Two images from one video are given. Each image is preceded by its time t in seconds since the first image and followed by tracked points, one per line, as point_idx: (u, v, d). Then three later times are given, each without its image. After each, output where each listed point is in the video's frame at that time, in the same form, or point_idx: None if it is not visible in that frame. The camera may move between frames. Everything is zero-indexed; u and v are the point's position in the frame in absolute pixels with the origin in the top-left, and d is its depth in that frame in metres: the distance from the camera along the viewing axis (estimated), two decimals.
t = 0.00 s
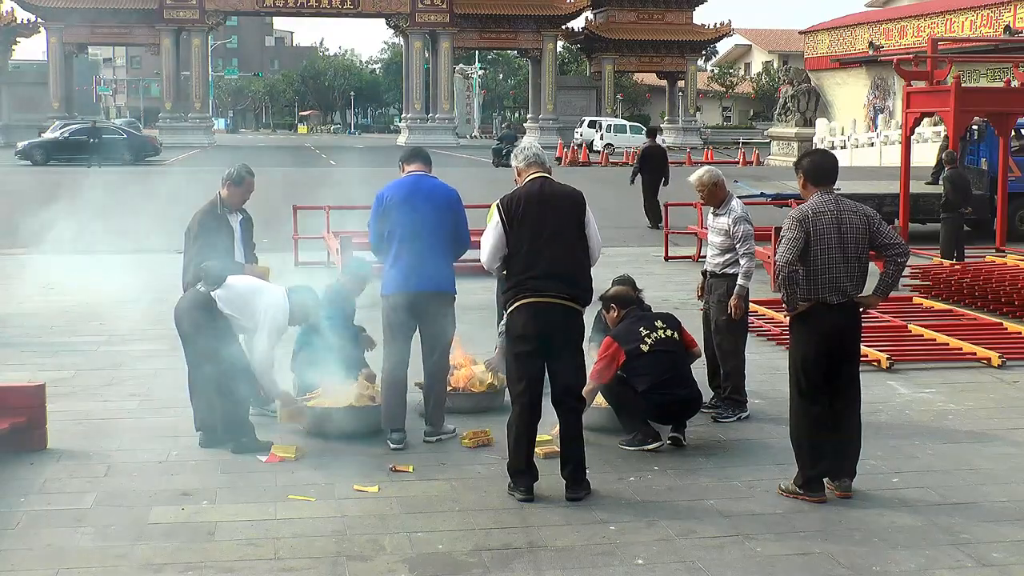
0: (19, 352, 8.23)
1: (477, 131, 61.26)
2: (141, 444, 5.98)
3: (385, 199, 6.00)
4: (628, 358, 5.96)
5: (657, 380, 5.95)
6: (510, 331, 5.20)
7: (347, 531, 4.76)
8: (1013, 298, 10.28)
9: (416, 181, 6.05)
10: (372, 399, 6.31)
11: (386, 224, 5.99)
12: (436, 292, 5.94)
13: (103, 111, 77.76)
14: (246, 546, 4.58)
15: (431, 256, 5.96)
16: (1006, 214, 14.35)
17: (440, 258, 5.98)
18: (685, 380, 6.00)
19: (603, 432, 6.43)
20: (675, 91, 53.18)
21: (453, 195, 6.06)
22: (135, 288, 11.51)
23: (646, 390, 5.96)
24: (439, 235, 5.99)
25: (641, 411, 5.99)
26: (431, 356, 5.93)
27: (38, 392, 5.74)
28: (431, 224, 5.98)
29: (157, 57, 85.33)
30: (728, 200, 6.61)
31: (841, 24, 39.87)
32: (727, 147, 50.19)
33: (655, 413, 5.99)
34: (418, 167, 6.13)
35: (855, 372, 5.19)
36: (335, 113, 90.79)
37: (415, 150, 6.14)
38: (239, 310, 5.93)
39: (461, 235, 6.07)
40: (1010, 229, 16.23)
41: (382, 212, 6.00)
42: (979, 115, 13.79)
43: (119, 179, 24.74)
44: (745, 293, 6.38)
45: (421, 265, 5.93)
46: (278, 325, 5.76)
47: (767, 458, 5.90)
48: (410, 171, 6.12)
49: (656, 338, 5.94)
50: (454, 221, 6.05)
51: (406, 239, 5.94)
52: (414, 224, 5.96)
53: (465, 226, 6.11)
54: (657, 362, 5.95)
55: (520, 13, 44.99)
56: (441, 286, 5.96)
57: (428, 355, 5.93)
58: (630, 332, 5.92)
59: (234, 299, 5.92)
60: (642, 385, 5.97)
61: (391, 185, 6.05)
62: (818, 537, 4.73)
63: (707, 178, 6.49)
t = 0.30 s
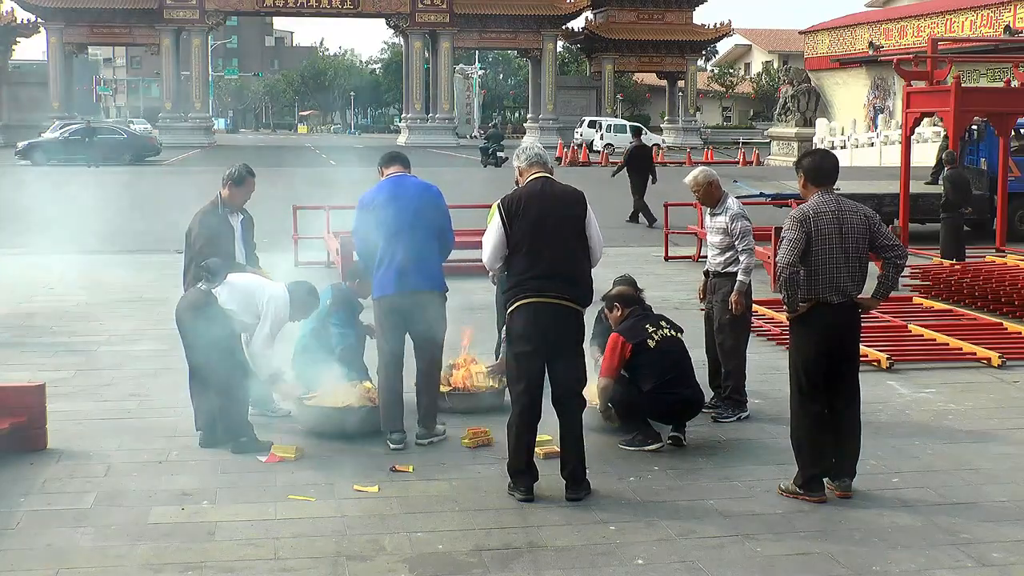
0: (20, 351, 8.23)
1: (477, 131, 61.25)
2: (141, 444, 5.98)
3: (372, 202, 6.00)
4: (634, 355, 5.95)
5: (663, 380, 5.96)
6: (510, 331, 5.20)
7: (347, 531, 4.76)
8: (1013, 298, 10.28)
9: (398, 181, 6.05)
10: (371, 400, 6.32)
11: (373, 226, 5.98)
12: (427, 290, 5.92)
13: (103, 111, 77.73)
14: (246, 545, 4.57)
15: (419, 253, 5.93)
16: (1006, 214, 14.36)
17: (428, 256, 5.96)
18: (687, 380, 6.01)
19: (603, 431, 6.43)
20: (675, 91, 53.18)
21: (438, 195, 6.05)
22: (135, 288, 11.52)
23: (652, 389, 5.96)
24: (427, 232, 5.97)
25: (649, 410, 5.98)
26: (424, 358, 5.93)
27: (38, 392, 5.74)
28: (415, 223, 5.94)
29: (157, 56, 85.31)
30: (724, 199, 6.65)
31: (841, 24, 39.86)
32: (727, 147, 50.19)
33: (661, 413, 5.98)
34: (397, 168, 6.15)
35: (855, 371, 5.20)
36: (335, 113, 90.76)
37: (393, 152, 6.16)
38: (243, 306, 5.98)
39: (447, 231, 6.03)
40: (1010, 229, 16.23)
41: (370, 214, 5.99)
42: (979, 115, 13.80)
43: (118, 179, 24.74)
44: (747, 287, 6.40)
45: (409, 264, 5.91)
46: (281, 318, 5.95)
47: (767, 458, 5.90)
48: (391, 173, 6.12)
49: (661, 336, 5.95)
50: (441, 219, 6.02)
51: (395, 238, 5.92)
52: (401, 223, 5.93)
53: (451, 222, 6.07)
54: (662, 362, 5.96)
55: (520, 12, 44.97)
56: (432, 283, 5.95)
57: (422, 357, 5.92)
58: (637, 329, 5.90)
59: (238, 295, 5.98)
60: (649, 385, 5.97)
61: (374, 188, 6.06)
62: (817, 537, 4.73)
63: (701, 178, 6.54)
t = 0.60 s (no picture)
0: (19, 352, 8.23)
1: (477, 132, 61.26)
2: (141, 444, 5.98)
3: (364, 205, 5.99)
4: (633, 356, 5.97)
5: (663, 378, 5.95)
6: (510, 331, 5.20)
7: (347, 531, 4.76)
8: (1013, 298, 10.28)
9: (390, 183, 6.03)
10: (369, 401, 6.32)
11: (367, 230, 5.96)
12: (424, 289, 5.88)
13: (102, 110, 77.74)
14: (246, 545, 4.57)
15: (415, 252, 5.90)
16: (1006, 214, 14.35)
17: (424, 255, 5.93)
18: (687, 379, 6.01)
19: (603, 431, 6.42)
20: (675, 91, 53.20)
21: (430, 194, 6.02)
22: (134, 288, 11.52)
23: (653, 390, 5.96)
24: (422, 231, 5.93)
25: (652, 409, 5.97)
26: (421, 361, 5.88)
27: (38, 392, 5.74)
28: (410, 221, 5.92)
29: (157, 56, 85.34)
30: (720, 199, 6.70)
31: (841, 24, 39.86)
32: (727, 147, 50.17)
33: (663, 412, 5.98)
34: (391, 170, 6.13)
35: (857, 368, 5.19)
36: (336, 114, 90.78)
37: (389, 155, 6.14)
38: (244, 307, 5.97)
39: (442, 227, 6.01)
40: (1010, 229, 16.23)
41: (363, 218, 5.98)
42: (979, 115, 13.79)
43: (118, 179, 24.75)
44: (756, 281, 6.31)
45: (406, 264, 5.88)
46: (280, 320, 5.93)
47: (766, 458, 5.90)
48: (383, 175, 6.11)
49: (660, 336, 5.96)
50: (434, 216, 5.99)
51: (390, 237, 5.90)
52: (395, 223, 5.90)
53: (445, 223, 6.05)
54: (663, 361, 5.95)
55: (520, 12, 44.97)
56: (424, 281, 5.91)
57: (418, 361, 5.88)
58: (637, 329, 5.92)
59: (238, 296, 5.96)
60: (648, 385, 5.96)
61: (367, 191, 6.06)
62: (817, 537, 4.73)
63: (695, 180, 6.61)
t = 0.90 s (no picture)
0: (18, 351, 8.23)
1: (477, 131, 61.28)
2: (140, 444, 5.98)
3: (368, 206, 5.98)
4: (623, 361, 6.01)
5: (655, 380, 5.97)
6: (509, 331, 5.20)
7: (346, 531, 4.76)
8: (1013, 298, 10.28)
9: (395, 184, 6.02)
10: (367, 400, 6.31)
11: (368, 230, 5.96)
12: (423, 291, 5.83)
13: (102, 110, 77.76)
14: (246, 546, 4.57)
15: (414, 255, 5.87)
16: (1005, 214, 14.36)
17: (424, 256, 5.90)
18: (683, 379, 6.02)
19: (604, 432, 6.42)
20: (675, 91, 53.21)
21: (434, 195, 6.01)
22: (135, 288, 11.51)
23: (645, 391, 5.97)
24: (424, 233, 5.92)
25: (646, 410, 5.98)
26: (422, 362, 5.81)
27: (37, 392, 5.74)
28: (411, 223, 5.90)
29: (157, 56, 85.33)
30: (725, 199, 6.67)
31: (841, 24, 39.87)
32: (728, 147, 50.18)
33: (656, 415, 5.98)
34: (401, 169, 6.10)
35: (856, 367, 5.19)
36: (336, 114, 90.79)
37: (398, 154, 6.11)
38: (245, 305, 6.02)
39: (444, 229, 5.98)
40: (1010, 229, 16.22)
41: (365, 218, 5.98)
42: (979, 116, 13.79)
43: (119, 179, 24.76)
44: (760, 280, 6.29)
45: (405, 267, 5.85)
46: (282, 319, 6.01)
47: (766, 458, 5.90)
48: (391, 175, 6.09)
49: (649, 339, 5.95)
50: (437, 218, 5.97)
51: (390, 239, 5.90)
52: (395, 225, 5.89)
53: (447, 223, 6.01)
54: (656, 363, 5.96)
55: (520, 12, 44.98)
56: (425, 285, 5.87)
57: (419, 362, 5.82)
58: (625, 336, 5.97)
59: (239, 295, 6.01)
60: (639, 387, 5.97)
61: (372, 190, 6.05)
62: (817, 537, 4.73)
63: (701, 180, 6.57)
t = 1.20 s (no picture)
0: (19, 351, 8.23)
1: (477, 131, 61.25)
2: (142, 444, 5.98)
3: (382, 205, 5.90)
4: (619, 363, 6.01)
5: (654, 379, 5.95)
6: (508, 331, 5.21)
7: (346, 531, 4.77)
8: (1012, 298, 10.28)
9: (411, 185, 5.88)
10: (369, 400, 6.30)
11: (379, 230, 5.89)
12: (424, 300, 5.74)
13: (102, 110, 77.73)
14: (246, 546, 4.57)
15: (419, 261, 5.76)
16: (1005, 214, 14.36)
17: (431, 264, 5.78)
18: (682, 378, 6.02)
19: (604, 432, 6.42)
20: (675, 91, 53.22)
21: (449, 198, 5.86)
22: (134, 288, 11.51)
23: (643, 391, 5.95)
24: (432, 238, 5.79)
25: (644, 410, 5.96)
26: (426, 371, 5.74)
27: (38, 392, 5.73)
28: (418, 227, 5.77)
29: (157, 56, 85.37)
30: (740, 200, 6.69)
31: (841, 24, 39.87)
32: (728, 147, 50.18)
33: (654, 415, 5.96)
34: (424, 171, 5.91)
35: (857, 366, 5.19)
36: (335, 114, 90.76)
37: (422, 155, 5.94)
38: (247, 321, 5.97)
39: (454, 237, 5.84)
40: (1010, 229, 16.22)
41: (378, 219, 5.91)
42: (979, 116, 13.78)
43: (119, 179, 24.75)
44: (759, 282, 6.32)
45: (409, 271, 5.75)
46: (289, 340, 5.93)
47: (766, 458, 5.90)
48: (415, 176, 5.93)
49: (649, 338, 5.95)
50: (448, 222, 5.82)
51: (396, 244, 5.79)
52: (402, 228, 5.78)
53: (459, 230, 5.86)
54: (655, 363, 5.96)
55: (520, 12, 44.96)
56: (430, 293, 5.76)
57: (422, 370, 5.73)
58: (623, 336, 5.97)
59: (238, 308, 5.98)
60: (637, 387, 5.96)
61: (389, 192, 5.94)
62: (817, 537, 4.73)
63: (717, 179, 6.61)
